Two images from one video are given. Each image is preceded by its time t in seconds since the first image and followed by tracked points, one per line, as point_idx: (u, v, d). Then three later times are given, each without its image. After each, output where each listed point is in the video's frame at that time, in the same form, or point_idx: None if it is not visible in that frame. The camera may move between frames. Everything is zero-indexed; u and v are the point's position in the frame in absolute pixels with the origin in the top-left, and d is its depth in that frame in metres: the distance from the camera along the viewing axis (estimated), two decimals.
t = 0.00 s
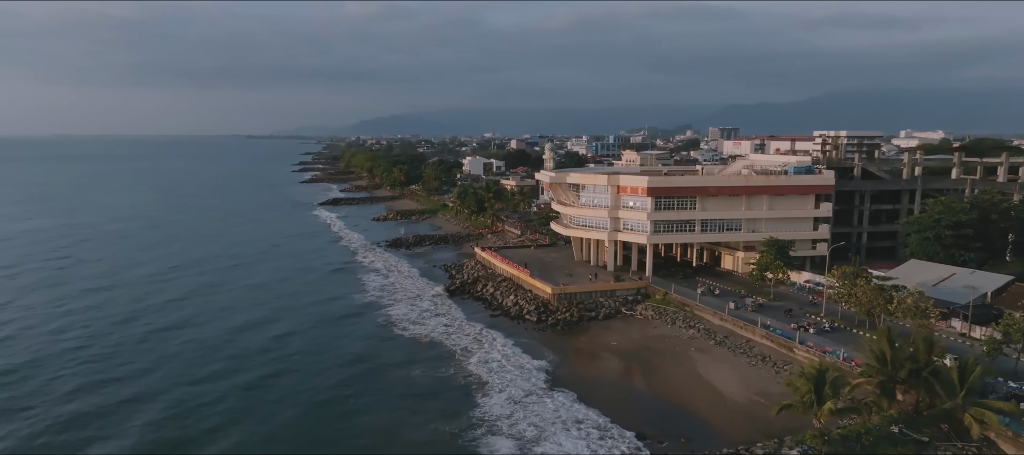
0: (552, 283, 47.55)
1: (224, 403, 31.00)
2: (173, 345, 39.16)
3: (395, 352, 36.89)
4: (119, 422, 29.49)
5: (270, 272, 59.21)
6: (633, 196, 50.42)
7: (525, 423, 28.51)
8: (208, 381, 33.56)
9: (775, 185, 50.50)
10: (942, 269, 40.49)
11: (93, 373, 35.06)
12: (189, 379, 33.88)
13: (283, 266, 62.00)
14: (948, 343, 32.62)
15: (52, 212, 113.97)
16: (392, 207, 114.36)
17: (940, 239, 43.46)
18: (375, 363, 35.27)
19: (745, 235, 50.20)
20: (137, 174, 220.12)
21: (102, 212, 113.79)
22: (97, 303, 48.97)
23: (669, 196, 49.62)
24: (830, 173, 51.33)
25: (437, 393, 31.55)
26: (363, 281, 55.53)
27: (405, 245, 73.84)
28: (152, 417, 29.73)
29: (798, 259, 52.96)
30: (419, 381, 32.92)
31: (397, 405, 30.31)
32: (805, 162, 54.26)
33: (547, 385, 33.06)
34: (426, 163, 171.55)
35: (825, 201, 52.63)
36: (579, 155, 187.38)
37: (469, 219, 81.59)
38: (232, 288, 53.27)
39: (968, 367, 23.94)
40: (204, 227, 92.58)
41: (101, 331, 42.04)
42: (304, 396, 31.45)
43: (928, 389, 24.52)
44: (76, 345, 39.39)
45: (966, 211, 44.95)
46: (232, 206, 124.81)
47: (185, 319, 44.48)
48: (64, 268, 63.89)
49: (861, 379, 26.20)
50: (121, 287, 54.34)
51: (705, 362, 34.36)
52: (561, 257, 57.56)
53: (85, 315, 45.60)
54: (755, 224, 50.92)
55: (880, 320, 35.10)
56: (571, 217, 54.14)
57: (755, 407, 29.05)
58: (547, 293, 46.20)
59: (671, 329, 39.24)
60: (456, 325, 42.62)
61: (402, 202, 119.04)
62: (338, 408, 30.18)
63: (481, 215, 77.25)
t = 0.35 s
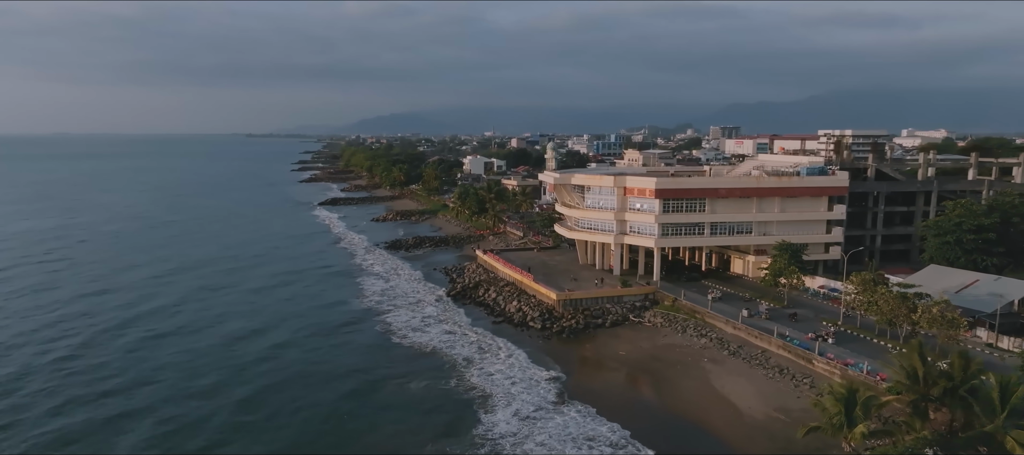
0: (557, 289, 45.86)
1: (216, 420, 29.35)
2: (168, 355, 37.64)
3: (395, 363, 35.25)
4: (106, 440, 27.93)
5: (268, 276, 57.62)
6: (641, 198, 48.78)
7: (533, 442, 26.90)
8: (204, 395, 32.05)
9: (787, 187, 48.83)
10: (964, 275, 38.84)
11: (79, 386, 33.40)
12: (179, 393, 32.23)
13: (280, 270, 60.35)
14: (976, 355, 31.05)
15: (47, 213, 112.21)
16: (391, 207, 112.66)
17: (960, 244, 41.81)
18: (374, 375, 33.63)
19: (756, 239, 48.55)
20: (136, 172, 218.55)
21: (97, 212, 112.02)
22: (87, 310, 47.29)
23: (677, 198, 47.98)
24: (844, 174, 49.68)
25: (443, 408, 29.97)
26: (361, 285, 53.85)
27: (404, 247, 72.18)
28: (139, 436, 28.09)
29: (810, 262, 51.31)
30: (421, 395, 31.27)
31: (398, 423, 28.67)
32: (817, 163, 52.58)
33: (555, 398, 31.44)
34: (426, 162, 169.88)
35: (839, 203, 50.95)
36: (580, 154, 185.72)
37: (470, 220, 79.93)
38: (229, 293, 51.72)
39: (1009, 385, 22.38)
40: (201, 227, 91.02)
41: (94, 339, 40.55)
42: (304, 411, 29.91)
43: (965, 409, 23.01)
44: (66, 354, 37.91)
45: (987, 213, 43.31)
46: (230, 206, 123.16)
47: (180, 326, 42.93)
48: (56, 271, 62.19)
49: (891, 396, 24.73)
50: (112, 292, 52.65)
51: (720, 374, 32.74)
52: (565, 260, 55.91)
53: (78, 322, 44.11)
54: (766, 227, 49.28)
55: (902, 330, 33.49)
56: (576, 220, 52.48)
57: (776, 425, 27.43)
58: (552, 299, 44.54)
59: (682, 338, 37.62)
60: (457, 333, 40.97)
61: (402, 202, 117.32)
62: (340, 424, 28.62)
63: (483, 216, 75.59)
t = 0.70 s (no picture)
0: (562, 295, 44.17)
1: (206, 440, 27.61)
2: (161, 366, 36.03)
3: (396, 376, 33.52)
4: None
5: (266, 280, 55.99)
6: (649, 201, 47.11)
7: None
8: (198, 410, 30.43)
9: (801, 189, 47.13)
10: (988, 282, 37.12)
11: (63, 402, 31.60)
12: (169, 410, 30.46)
13: (277, 273, 58.60)
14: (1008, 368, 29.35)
15: (42, 213, 110.27)
16: (391, 207, 110.99)
17: (984, 249, 40.12)
18: (374, 390, 31.90)
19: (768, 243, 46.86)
20: (134, 172, 216.77)
21: (93, 213, 110.15)
22: (76, 317, 45.46)
23: (686, 201, 46.29)
24: (859, 176, 47.97)
25: (449, 426, 28.30)
26: (359, 290, 52.10)
27: (404, 249, 70.47)
28: None
29: (823, 267, 49.63)
30: (423, 412, 29.55)
31: (400, 443, 26.94)
32: (830, 164, 50.88)
33: (563, 414, 29.75)
34: (427, 162, 168.28)
35: (853, 206, 49.26)
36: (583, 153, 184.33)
37: (471, 221, 78.24)
38: (225, 298, 50.09)
39: None
40: (198, 228, 89.37)
41: (85, 349, 38.95)
42: (302, 430, 28.26)
43: (1007, 433, 21.35)
44: (56, 366, 36.31)
45: (1011, 217, 41.64)
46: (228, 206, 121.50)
47: (175, 335, 41.31)
48: (46, 275, 60.35)
49: (925, 417, 23.05)
50: (103, 298, 50.85)
51: (735, 388, 31.07)
52: (570, 264, 54.19)
53: (69, 330, 42.54)
54: (778, 230, 47.60)
55: (927, 341, 31.80)
56: (581, 222, 50.80)
57: (799, 445, 25.76)
58: (557, 306, 42.82)
59: (694, 348, 35.93)
60: (459, 342, 39.23)
61: (402, 202, 115.62)
62: (341, 445, 26.97)
63: (484, 218, 73.91)
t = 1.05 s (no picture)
0: (568, 301, 42.48)
1: None
2: (153, 379, 34.26)
3: (397, 391, 31.83)
4: None
5: (263, 285, 54.24)
6: (657, 204, 45.42)
7: None
8: (191, 429, 28.63)
9: (815, 192, 45.42)
10: (1015, 290, 35.32)
11: (46, 420, 29.90)
12: (157, 429, 28.76)
13: (273, 278, 56.95)
14: None
15: (36, 214, 108.47)
16: (390, 208, 109.27)
17: (1010, 255, 38.38)
18: (375, 407, 30.21)
19: (781, 248, 45.19)
20: (132, 171, 214.81)
21: (88, 214, 108.39)
22: (64, 326, 43.75)
23: (697, 204, 44.61)
24: (875, 178, 46.25)
25: (457, 447, 26.52)
26: (357, 296, 50.41)
27: (403, 251, 68.78)
28: None
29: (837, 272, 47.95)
30: (426, 431, 27.89)
31: None
32: (845, 165, 49.15)
33: (573, 431, 28.06)
34: (427, 161, 166.54)
35: (868, 209, 47.54)
36: (584, 152, 182.63)
37: (472, 223, 76.54)
38: (221, 305, 48.33)
39: None
40: (195, 230, 87.66)
41: (73, 360, 37.16)
42: (301, 451, 26.47)
43: None
44: (43, 379, 34.53)
45: None
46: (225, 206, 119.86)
47: (168, 345, 39.53)
48: (37, 279, 58.62)
49: (964, 440, 21.44)
50: (94, 304, 49.12)
51: (754, 403, 29.41)
52: (574, 269, 52.49)
53: (58, 340, 40.77)
54: (791, 234, 45.92)
55: (955, 354, 30.12)
56: (587, 226, 49.11)
57: None
58: (562, 314, 41.10)
59: (707, 360, 34.26)
60: (461, 353, 37.56)
61: (402, 203, 113.87)
62: None
63: (486, 219, 72.22)
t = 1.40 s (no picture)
0: (574, 309, 40.80)
1: None
2: (144, 395, 32.43)
3: (399, 407, 30.22)
4: None
5: (261, 290, 52.45)
6: (667, 207, 43.72)
7: None
8: (183, 452, 26.82)
9: (831, 195, 43.73)
10: None
11: (29, 438, 28.26)
12: (146, 448, 27.16)
13: (269, 282, 55.28)
14: None
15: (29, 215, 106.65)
16: (390, 209, 107.56)
17: None
18: (377, 425, 28.60)
19: (795, 252, 43.53)
20: (129, 170, 213.04)
21: (83, 215, 106.62)
22: (53, 334, 42.09)
23: (708, 207, 42.94)
24: (893, 180, 44.53)
25: None
26: (355, 301, 48.71)
27: (403, 254, 67.13)
28: None
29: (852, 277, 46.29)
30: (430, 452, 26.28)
31: None
32: (860, 166, 47.42)
33: (584, 450, 26.44)
34: (427, 160, 164.88)
35: (885, 212, 45.86)
36: (585, 152, 180.94)
37: (474, 224, 74.86)
38: (217, 312, 46.51)
39: None
40: (191, 232, 85.78)
41: (61, 373, 35.36)
42: None
43: None
44: (27, 394, 32.68)
45: None
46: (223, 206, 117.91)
47: (161, 356, 37.71)
48: (27, 283, 56.93)
49: None
50: (85, 310, 47.45)
51: (774, 420, 27.78)
52: (579, 274, 50.80)
53: (47, 350, 38.94)
54: (805, 239, 44.27)
55: (987, 368, 28.50)
56: (593, 229, 47.42)
57: None
58: (568, 322, 39.42)
59: (722, 373, 32.63)
60: (464, 364, 35.91)
61: (401, 203, 112.13)
62: None
63: (488, 221, 70.56)
